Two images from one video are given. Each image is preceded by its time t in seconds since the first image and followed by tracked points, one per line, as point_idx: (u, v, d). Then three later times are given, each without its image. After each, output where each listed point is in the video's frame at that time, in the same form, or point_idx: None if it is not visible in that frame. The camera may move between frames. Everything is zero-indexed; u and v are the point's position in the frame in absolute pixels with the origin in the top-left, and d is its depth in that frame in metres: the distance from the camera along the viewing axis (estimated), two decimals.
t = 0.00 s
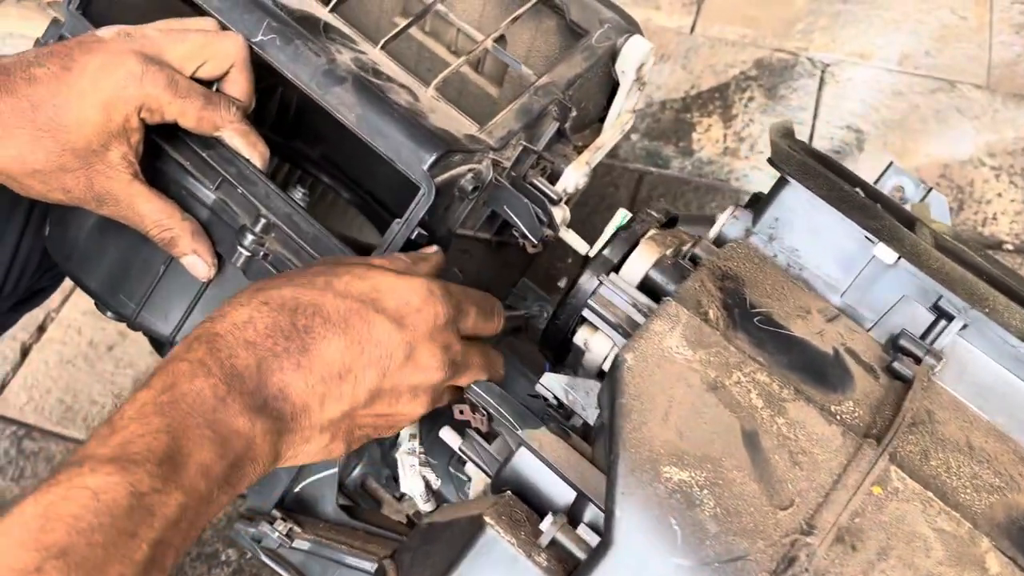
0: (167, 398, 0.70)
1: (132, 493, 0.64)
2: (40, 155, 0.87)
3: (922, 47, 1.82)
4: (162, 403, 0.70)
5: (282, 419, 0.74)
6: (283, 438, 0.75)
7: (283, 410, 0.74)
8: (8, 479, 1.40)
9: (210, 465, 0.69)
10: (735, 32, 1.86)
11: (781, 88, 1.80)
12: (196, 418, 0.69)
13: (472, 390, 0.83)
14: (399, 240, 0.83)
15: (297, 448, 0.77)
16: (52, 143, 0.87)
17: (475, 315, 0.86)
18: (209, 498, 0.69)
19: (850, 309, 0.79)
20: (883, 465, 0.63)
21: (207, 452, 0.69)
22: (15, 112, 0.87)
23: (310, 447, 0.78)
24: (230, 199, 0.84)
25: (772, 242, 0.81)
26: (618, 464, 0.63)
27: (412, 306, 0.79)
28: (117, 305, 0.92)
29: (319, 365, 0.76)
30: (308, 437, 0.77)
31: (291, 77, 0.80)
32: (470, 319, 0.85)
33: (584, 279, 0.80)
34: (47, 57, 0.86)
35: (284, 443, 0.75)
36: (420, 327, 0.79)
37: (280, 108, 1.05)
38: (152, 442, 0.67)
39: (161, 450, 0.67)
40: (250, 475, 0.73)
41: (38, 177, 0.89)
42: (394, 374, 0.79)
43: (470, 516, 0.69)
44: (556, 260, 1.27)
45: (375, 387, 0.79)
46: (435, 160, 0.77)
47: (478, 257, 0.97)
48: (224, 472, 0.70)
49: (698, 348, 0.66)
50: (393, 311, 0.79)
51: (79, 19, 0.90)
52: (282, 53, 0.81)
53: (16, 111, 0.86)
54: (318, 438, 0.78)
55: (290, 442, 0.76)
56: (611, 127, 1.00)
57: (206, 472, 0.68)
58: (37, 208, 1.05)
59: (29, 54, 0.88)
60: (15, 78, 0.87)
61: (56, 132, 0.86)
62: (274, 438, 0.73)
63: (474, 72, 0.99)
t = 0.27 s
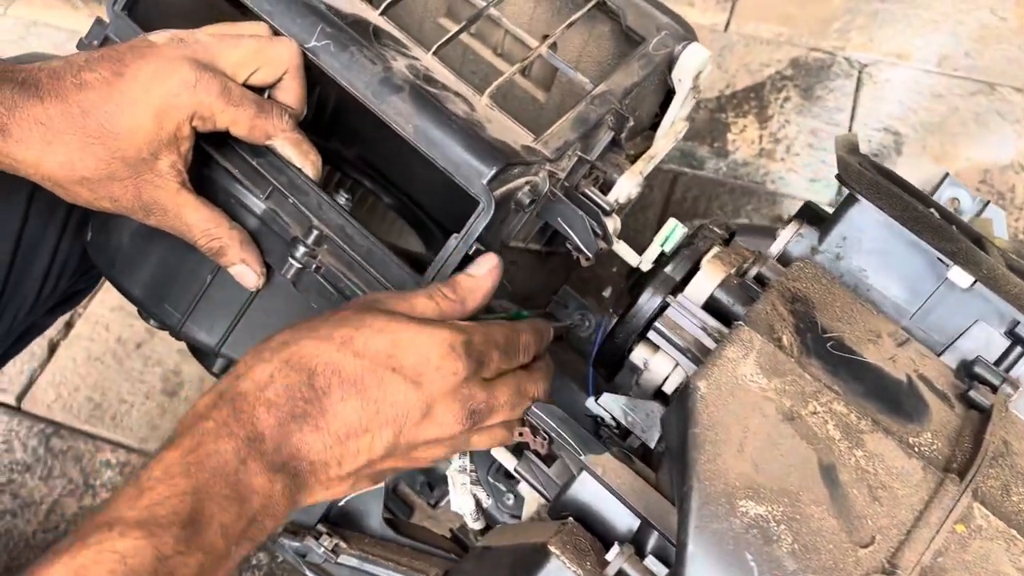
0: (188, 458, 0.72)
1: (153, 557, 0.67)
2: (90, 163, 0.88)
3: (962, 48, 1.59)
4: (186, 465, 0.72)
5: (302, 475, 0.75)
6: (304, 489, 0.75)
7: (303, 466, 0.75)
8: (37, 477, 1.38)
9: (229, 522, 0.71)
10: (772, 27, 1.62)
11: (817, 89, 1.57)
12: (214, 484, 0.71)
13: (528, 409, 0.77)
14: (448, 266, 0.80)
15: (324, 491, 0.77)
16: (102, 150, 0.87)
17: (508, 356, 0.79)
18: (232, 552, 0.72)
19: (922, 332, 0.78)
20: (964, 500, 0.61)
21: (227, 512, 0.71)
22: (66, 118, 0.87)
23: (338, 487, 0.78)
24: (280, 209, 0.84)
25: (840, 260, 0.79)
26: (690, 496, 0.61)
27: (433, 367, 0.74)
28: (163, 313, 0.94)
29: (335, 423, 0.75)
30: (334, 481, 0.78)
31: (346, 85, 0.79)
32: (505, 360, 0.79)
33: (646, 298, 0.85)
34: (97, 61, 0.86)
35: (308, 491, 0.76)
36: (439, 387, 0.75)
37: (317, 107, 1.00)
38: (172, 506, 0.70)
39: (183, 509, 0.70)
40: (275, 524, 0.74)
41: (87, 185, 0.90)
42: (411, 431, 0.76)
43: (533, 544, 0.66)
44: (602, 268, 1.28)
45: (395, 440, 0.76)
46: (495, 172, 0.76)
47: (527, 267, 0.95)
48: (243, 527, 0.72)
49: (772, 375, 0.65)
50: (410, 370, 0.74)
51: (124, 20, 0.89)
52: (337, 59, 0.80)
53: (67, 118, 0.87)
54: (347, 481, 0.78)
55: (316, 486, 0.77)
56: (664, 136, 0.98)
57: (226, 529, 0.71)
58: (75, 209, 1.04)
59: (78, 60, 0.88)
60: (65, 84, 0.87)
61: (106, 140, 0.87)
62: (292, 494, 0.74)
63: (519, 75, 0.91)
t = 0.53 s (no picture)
0: (206, 491, 0.70)
1: None
2: (103, 154, 0.87)
3: (978, 43, 1.58)
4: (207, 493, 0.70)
5: (336, 489, 0.71)
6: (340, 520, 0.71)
7: (334, 480, 0.72)
8: (48, 467, 1.38)
9: (252, 544, 0.68)
10: (783, 22, 1.59)
11: (831, 83, 1.56)
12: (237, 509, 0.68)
13: (550, 410, 0.77)
14: (459, 279, 0.78)
15: (360, 523, 0.72)
16: (116, 142, 0.86)
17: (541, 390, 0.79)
18: None
19: (944, 334, 0.77)
20: (989, 505, 0.61)
21: (250, 534, 0.68)
22: (80, 109, 0.86)
23: (377, 526, 0.73)
24: (301, 205, 0.84)
25: (862, 261, 0.78)
26: (715, 498, 0.61)
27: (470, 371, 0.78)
28: (178, 308, 0.94)
29: (371, 433, 0.74)
30: (372, 512, 0.73)
31: (366, 81, 0.78)
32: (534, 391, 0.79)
33: (665, 293, 0.85)
34: (112, 51, 0.85)
35: (343, 521, 0.71)
36: (471, 385, 0.77)
37: (329, 100, 0.99)
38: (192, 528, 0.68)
39: (201, 535, 0.67)
40: (308, 556, 0.69)
41: (99, 176, 0.89)
42: (449, 445, 0.75)
43: (553, 544, 0.66)
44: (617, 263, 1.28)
45: (428, 463, 0.74)
46: (518, 170, 0.76)
47: (544, 262, 0.94)
48: (269, 555, 0.68)
49: (797, 377, 0.64)
50: (452, 378, 0.77)
51: (141, 12, 0.87)
52: (356, 51, 0.79)
53: (81, 108, 0.86)
54: (385, 514, 0.73)
55: (352, 516, 0.72)
56: (682, 133, 0.97)
57: (248, 553, 0.67)
58: (88, 203, 1.04)
59: (93, 49, 0.87)
60: (80, 74, 0.86)
61: (120, 131, 0.86)
62: (325, 515, 0.70)
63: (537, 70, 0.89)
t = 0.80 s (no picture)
0: (231, 462, 0.65)
1: (213, 539, 0.59)
2: (99, 135, 0.87)
3: (978, 33, 1.57)
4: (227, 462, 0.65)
5: (365, 437, 0.70)
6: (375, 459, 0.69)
7: (359, 428, 0.70)
8: (48, 451, 1.38)
9: (297, 494, 0.63)
10: (784, 11, 1.59)
11: (830, 73, 1.56)
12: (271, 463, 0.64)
13: (547, 394, 0.78)
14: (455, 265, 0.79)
15: (397, 465, 0.71)
16: (111, 123, 0.86)
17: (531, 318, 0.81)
18: (311, 534, 0.63)
19: (940, 320, 0.78)
20: (983, 487, 0.61)
21: (291, 483, 0.63)
22: (76, 90, 0.86)
23: (413, 462, 0.72)
24: (298, 191, 0.84)
25: (858, 249, 0.79)
26: (712, 480, 0.61)
27: (454, 287, 0.76)
28: (177, 294, 0.94)
29: (378, 372, 0.73)
30: (406, 448, 0.72)
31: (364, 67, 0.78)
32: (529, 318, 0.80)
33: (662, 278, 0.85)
34: (109, 32, 0.85)
35: (380, 465, 0.69)
36: (458, 303, 0.77)
37: (326, 88, 0.98)
38: (217, 492, 0.63)
39: (240, 489, 0.63)
40: (360, 503, 0.66)
41: (97, 157, 0.89)
42: (453, 362, 0.76)
43: (550, 525, 0.66)
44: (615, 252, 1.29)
45: (442, 386, 0.75)
46: (515, 159, 0.75)
47: (542, 250, 0.94)
48: (314, 503, 0.63)
49: (794, 361, 0.64)
50: (432, 304, 0.76)
51: None
52: (354, 36, 0.79)
53: (77, 89, 0.86)
54: (419, 448, 0.72)
55: (388, 460, 0.70)
56: (681, 122, 0.97)
57: (294, 503, 0.63)
58: (88, 187, 1.04)
59: (92, 30, 0.87)
60: (77, 55, 0.86)
61: (115, 112, 0.86)
62: (362, 459, 0.68)
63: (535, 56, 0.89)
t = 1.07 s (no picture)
0: (226, 495, 0.68)
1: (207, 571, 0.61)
2: (108, 124, 0.88)
3: (976, 28, 1.58)
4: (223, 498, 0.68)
5: (348, 469, 0.72)
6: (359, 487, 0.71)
7: (344, 461, 0.72)
8: (52, 441, 1.39)
9: (285, 526, 0.66)
10: (783, 5, 1.60)
11: (829, 68, 1.56)
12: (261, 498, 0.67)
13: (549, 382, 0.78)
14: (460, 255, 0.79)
15: (384, 490, 0.74)
16: (120, 114, 0.87)
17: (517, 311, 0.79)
18: (303, 562, 0.66)
19: (935, 312, 0.79)
20: (979, 475, 0.62)
21: (279, 517, 0.66)
22: (84, 80, 0.87)
23: (400, 485, 0.75)
24: (303, 182, 0.84)
25: (854, 242, 0.80)
26: (713, 468, 0.62)
27: (429, 303, 0.75)
28: (183, 283, 0.95)
29: (352, 404, 0.74)
30: (392, 474, 0.74)
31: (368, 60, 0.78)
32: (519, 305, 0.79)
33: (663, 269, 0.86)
34: (117, 22, 0.86)
35: (367, 493, 0.72)
36: (430, 320, 0.75)
37: (330, 80, 0.99)
38: (211, 527, 0.65)
39: (233, 524, 0.65)
40: (348, 532, 0.69)
41: (105, 146, 0.90)
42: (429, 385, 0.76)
43: (553, 513, 0.67)
44: (614, 244, 1.30)
45: (421, 408, 0.75)
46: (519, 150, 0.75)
47: (543, 241, 0.95)
48: (302, 535, 0.67)
49: (793, 352, 0.65)
50: (404, 327, 0.75)
51: None
52: (358, 31, 0.79)
53: (86, 80, 0.87)
54: (404, 472, 0.75)
55: (374, 487, 0.73)
56: (681, 115, 0.98)
57: (283, 536, 0.65)
58: (95, 174, 1.05)
59: (100, 21, 0.88)
60: (85, 45, 0.87)
61: (123, 102, 0.87)
62: (347, 491, 0.70)
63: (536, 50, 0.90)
